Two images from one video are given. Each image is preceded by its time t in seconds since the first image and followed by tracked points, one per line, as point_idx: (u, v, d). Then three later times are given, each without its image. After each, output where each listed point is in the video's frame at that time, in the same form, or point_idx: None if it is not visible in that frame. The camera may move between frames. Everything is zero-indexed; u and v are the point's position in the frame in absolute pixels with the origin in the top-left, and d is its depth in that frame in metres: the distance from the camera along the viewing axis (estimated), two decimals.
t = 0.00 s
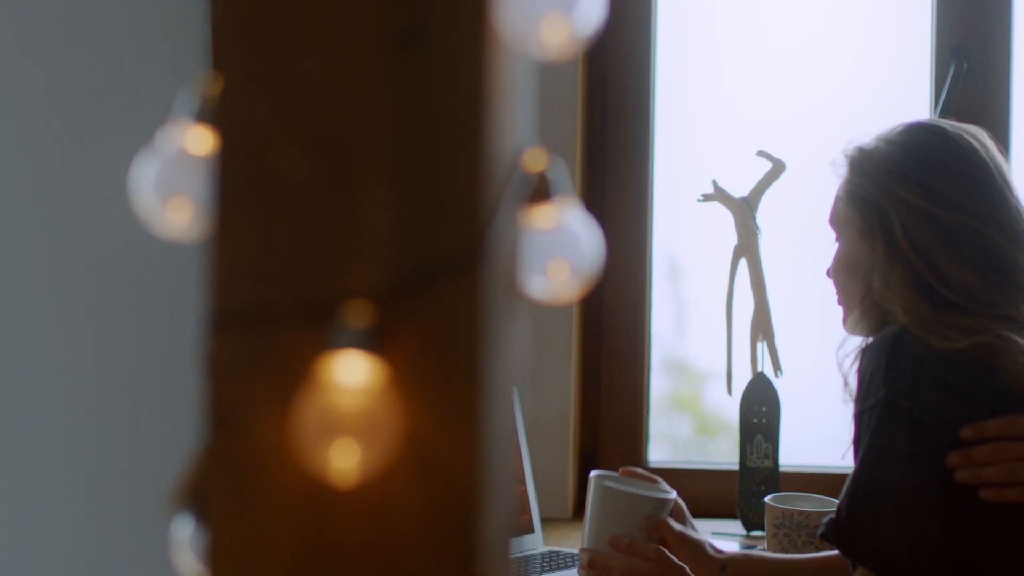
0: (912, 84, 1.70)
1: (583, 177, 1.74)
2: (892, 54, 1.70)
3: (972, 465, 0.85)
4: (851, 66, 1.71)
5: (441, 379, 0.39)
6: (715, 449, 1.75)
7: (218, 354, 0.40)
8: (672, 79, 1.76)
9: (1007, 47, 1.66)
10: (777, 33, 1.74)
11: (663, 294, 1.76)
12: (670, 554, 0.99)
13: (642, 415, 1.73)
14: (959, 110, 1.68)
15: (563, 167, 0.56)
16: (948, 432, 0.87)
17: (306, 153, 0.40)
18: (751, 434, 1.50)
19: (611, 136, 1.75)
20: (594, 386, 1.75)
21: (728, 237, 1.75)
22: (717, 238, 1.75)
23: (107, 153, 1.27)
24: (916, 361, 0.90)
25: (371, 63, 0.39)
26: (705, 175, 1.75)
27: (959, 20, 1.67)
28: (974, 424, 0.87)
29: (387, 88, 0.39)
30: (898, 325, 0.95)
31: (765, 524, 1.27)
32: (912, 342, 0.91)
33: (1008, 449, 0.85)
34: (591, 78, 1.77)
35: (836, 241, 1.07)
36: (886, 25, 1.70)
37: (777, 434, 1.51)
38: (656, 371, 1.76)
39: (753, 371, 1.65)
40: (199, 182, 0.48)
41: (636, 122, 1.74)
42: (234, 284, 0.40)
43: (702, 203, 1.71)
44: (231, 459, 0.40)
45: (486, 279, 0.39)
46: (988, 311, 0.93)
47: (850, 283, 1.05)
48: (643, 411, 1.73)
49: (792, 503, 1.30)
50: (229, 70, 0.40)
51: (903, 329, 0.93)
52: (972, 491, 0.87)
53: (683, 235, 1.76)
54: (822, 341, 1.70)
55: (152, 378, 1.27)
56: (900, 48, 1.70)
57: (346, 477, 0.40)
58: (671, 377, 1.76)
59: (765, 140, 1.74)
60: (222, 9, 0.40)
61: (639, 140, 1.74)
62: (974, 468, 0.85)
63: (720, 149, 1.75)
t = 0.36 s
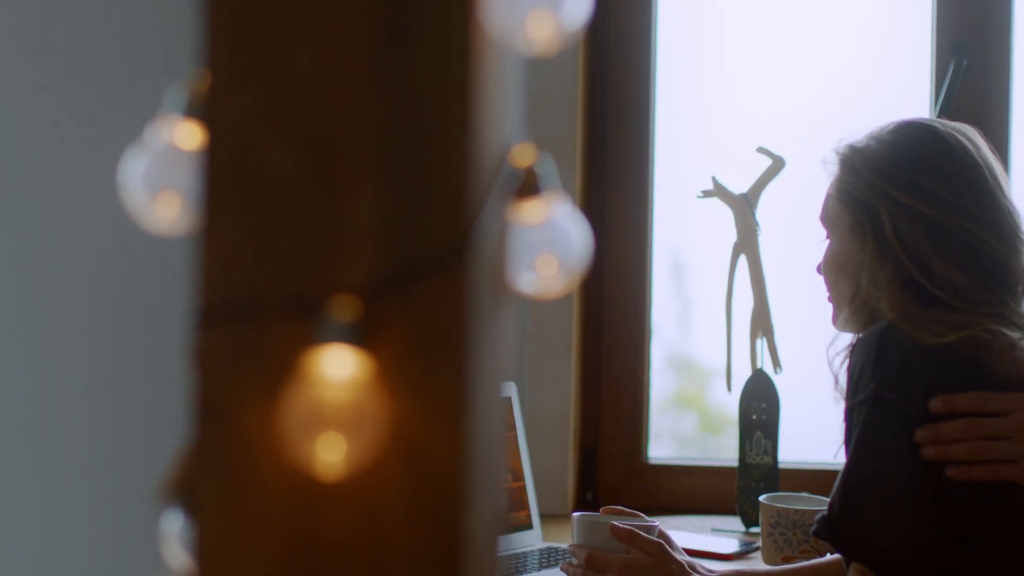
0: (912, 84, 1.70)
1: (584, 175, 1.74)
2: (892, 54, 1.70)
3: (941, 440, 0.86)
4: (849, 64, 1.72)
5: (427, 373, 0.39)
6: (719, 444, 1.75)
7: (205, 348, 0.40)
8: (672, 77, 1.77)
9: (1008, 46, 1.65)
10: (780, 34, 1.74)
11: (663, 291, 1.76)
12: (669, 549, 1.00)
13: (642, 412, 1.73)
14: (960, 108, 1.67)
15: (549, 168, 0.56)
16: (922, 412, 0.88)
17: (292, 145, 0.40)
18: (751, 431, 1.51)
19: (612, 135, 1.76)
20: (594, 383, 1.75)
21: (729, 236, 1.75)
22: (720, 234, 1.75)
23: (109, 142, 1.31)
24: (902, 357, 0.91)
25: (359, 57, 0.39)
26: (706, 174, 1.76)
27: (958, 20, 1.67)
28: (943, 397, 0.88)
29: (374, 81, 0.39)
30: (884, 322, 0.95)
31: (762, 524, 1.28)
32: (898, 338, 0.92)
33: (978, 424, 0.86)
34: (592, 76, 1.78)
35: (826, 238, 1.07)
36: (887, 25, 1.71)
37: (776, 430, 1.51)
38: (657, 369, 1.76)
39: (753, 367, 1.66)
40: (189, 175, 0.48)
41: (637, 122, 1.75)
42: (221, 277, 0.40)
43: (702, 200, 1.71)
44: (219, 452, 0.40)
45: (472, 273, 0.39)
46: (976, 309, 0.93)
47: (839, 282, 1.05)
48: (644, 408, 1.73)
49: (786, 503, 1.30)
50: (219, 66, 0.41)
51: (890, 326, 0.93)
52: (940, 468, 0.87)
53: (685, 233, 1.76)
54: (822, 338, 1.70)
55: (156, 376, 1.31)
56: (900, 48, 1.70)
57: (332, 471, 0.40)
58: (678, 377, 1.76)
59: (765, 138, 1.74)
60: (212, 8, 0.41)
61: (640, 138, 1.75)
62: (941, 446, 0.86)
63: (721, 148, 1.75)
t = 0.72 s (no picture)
0: (914, 81, 1.69)
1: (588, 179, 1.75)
2: (895, 53, 1.70)
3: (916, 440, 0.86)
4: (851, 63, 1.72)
5: (419, 372, 0.39)
6: (731, 446, 1.75)
7: (197, 348, 0.41)
8: (677, 81, 1.79)
9: (1011, 44, 1.64)
10: (784, 33, 1.75)
11: (667, 293, 1.77)
12: (673, 547, 1.04)
13: (646, 411, 1.74)
14: (964, 106, 1.65)
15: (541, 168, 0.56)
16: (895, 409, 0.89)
17: (284, 146, 0.40)
18: (755, 430, 1.51)
19: (615, 137, 1.78)
20: (599, 385, 1.76)
21: (732, 237, 1.75)
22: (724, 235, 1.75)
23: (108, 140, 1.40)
24: (886, 359, 0.90)
25: (351, 59, 0.40)
26: (710, 173, 1.76)
27: (961, 19, 1.65)
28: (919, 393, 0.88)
29: (365, 83, 0.39)
30: (870, 322, 0.94)
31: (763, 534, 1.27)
32: (880, 339, 0.92)
33: (951, 423, 0.86)
34: (596, 80, 1.79)
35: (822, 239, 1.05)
36: (889, 24, 1.70)
37: (780, 430, 1.51)
38: (661, 367, 1.76)
39: (757, 368, 1.66)
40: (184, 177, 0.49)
41: (638, 124, 1.77)
42: (213, 277, 0.41)
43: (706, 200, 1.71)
44: (211, 451, 0.41)
45: (462, 274, 0.39)
46: (966, 311, 0.92)
47: (831, 282, 1.04)
48: (647, 408, 1.74)
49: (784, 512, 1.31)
50: (211, 69, 0.41)
51: (874, 327, 0.93)
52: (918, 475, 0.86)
53: (690, 234, 1.76)
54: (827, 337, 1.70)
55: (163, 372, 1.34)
56: (902, 47, 1.70)
57: (323, 471, 0.40)
58: (690, 376, 1.76)
59: (768, 139, 1.75)
60: (205, 11, 0.41)
61: (645, 139, 1.77)
62: (916, 447, 0.86)
63: (727, 149, 1.76)
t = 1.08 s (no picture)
0: (921, 71, 1.68)
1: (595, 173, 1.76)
2: (901, 42, 1.69)
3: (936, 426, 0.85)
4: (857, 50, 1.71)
5: (412, 362, 0.39)
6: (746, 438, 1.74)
7: (192, 338, 0.41)
8: (684, 73, 1.79)
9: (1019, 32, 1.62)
10: (790, 23, 1.75)
11: (675, 285, 1.77)
12: (679, 539, 1.06)
13: (654, 403, 1.75)
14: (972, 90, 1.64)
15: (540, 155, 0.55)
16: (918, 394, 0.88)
17: (277, 141, 0.40)
18: (762, 421, 1.51)
19: (622, 131, 1.79)
20: (607, 376, 1.77)
21: (739, 223, 1.75)
22: (731, 225, 1.75)
23: (107, 135, 1.46)
24: (889, 348, 0.90)
25: (343, 56, 0.40)
26: (717, 165, 1.76)
27: (967, 8, 1.65)
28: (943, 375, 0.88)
29: (357, 78, 0.40)
30: (871, 313, 0.95)
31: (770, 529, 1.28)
32: (884, 329, 0.92)
33: (974, 410, 0.86)
34: (602, 74, 1.80)
35: (822, 230, 1.05)
36: (896, 14, 1.70)
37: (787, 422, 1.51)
38: (669, 358, 1.76)
39: (764, 359, 1.67)
40: (178, 168, 0.49)
41: (645, 117, 1.78)
42: (207, 268, 0.41)
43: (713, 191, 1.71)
44: (207, 442, 0.41)
45: (455, 264, 0.40)
46: (966, 302, 0.92)
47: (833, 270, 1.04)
48: (655, 399, 1.75)
49: (791, 503, 1.30)
50: (205, 67, 0.42)
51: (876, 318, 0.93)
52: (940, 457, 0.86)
53: (697, 224, 1.76)
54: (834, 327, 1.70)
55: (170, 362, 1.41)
56: (908, 36, 1.69)
57: (317, 459, 0.40)
58: (702, 370, 1.76)
59: (774, 130, 1.75)
60: (198, 6, 0.42)
61: (651, 132, 1.78)
62: (939, 434, 0.85)
63: (734, 140, 1.76)
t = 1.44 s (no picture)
0: (929, 59, 1.68)
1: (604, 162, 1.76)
2: (910, 29, 1.69)
3: (971, 407, 0.86)
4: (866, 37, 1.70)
5: (410, 348, 0.40)
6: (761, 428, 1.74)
7: (192, 323, 0.41)
8: (693, 61, 1.79)
9: None
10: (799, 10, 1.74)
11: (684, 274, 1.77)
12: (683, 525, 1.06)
13: (663, 392, 1.75)
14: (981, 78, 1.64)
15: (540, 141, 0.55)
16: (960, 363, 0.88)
17: (275, 127, 0.41)
18: (771, 409, 1.52)
19: (631, 119, 1.79)
20: (617, 365, 1.77)
21: (748, 214, 1.75)
22: (741, 215, 1.75)
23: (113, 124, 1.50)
24: (906, 334, 0.89)
25: (341, 43, 0.40)
26: (725, 152, 1.76)
27: None
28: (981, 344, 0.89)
29: (355, 64, 0.40)
30: (886, 299, 0.94)
31: (778, 518, 1.29)
32: (898, 315, 0.91)
33: (1004, 393, 0.87)
34: (611, 64, 1.81)
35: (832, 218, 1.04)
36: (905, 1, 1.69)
37: (796, 410, 1.51)
38: (678, 347, 1.77)
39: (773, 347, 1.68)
40: (178, 149, 0.50)
41: (656, 106, 1.78)
42: (206, 253, 0.41)
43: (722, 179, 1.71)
44: (207, 426, 0.41)
45: (452, 248, 0.40)
46: (980, 287, 0.91)
47: (843, 257, 1.03)
48: (664, 388, 1.75)
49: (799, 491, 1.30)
50: (204, 54, 0.42)
51: (891, 304, 0.92)
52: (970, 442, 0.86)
53: (707, 213, 1.76)
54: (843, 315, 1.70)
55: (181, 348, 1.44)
56: (917, 23, 1.68)
57: (316, 442, 0.40)
58: (717, 361, 1.76)
59: (783, 117, 1.74)
60: None
61: (660, 120, 1.78)
62: (971, 419, 0.85)
63: (744, 129, 1.76)
